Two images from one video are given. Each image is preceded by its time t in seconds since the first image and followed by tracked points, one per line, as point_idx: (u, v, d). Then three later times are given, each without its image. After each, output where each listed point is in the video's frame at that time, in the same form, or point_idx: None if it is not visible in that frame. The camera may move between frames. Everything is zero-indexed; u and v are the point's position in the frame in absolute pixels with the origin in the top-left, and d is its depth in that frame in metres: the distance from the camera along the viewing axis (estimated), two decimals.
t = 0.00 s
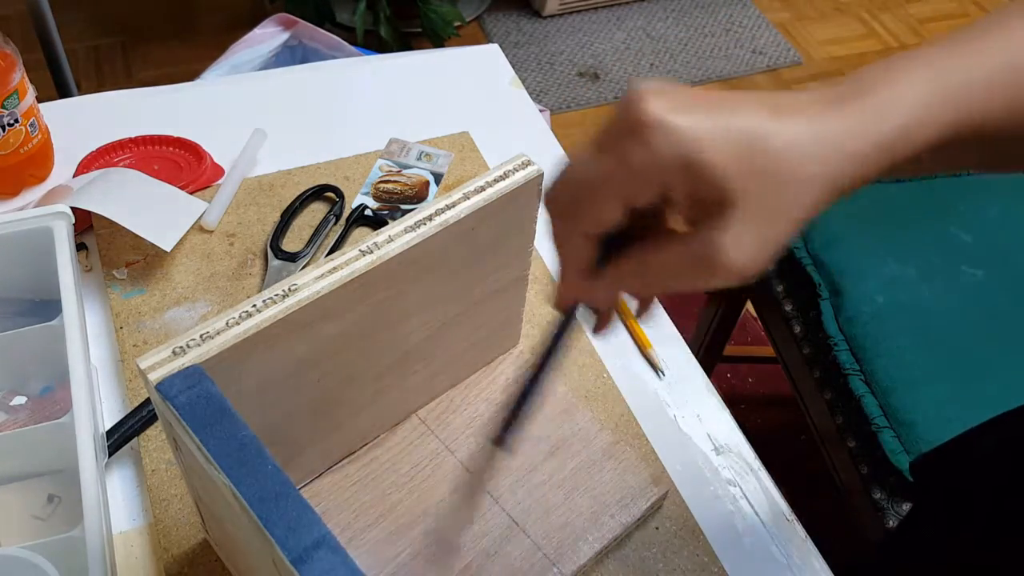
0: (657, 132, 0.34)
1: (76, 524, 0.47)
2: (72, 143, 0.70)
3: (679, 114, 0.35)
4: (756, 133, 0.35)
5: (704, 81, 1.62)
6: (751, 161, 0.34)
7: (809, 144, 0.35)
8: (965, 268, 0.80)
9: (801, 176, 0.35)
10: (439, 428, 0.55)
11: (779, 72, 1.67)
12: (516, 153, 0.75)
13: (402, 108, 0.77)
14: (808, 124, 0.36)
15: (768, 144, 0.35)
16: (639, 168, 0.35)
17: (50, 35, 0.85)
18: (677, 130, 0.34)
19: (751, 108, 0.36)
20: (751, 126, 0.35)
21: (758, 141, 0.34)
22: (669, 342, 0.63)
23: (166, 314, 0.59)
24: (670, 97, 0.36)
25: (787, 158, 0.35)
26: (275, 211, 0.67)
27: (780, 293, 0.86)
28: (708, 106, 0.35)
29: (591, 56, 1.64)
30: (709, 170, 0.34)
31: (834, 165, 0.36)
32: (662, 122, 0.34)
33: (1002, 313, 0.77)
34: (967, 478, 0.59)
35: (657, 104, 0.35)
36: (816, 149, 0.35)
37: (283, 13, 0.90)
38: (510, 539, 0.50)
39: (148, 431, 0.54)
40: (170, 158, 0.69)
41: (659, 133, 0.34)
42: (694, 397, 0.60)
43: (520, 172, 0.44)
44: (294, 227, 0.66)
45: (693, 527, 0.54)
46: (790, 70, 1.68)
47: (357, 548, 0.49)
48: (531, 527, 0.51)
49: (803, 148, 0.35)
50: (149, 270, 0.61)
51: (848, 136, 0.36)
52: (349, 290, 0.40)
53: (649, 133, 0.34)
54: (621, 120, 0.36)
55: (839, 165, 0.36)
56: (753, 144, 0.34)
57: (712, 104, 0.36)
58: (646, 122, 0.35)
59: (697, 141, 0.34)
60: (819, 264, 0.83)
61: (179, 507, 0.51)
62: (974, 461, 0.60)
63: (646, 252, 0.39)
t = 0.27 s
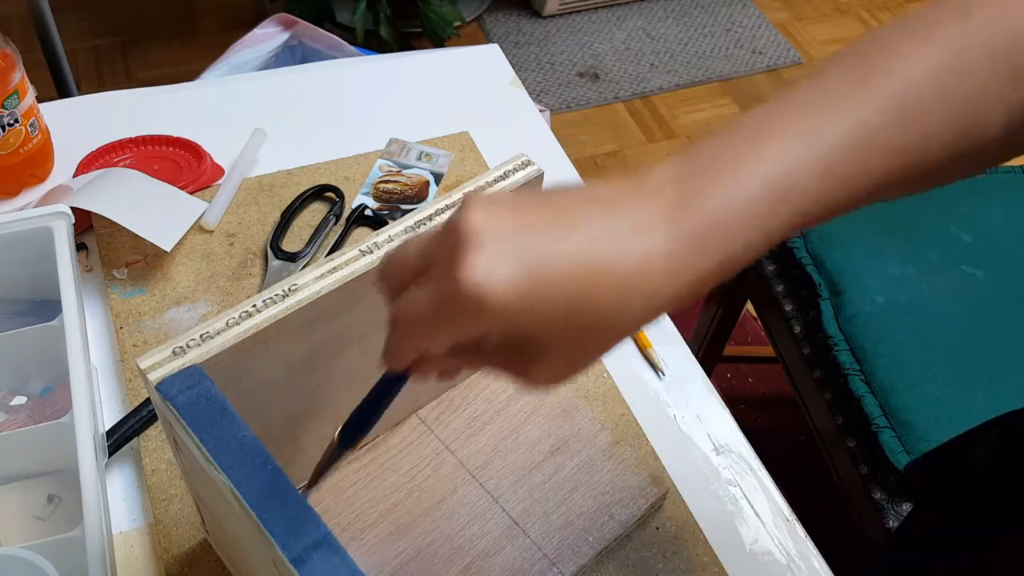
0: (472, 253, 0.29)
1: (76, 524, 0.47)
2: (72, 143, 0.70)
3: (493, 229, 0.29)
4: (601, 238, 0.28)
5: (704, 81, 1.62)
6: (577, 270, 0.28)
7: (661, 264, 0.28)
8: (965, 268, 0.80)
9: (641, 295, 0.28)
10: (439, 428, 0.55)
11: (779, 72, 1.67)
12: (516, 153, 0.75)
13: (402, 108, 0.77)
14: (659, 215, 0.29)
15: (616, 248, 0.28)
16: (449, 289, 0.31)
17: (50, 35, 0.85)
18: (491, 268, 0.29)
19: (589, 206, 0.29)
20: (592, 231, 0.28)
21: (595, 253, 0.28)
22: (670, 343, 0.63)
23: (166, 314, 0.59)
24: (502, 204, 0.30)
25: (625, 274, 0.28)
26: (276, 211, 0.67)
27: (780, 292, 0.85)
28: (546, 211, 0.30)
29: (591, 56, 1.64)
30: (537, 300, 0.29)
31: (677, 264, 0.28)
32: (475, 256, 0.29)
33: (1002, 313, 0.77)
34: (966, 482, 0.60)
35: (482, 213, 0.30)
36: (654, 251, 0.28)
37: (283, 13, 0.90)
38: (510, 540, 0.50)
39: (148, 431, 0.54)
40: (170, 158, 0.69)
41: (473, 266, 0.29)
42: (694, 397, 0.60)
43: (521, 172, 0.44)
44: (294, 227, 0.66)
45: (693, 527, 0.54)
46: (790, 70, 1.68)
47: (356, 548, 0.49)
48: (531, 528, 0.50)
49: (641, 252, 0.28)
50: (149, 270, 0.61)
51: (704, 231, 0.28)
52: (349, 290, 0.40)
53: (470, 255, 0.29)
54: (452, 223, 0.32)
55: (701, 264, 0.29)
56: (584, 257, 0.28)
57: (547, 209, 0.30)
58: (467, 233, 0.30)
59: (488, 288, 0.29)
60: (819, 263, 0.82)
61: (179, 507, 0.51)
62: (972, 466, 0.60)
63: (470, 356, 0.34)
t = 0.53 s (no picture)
0: (413, 372, 0.26)
1: (76, 524, 0.47)
2: (72, 143, 0.70)
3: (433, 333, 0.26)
4: (550, 340, 0.25)
5: (704, 81, 1.62)
6: (528, 382, 0.25)
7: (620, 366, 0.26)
8: (964, 268, 0.80)
9: (604, 398, 0.26)
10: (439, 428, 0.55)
11: (779, 72, 1.67)
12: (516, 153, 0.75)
13: (402, 108, 0.77)
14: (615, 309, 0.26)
15: (568, 351, 0.26)
16: (387, 405, 0.27)
17: (50, 34, 0.85)
18: (428, 389, 0.26)
19: (537, 300, 0.26)
20: (541, 326, 0.26)
21: (550, 358, 0.25)
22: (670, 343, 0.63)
23: (166, 314, 0.59)
24: (445, 297, 0.27)
25: (578, 376, 0.25)
26: (276, 212, 0.67)
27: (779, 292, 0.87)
28: (487, 306, 0.26)
29: (591, 56, 1.64)
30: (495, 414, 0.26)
31: (624, 368, 0.26)
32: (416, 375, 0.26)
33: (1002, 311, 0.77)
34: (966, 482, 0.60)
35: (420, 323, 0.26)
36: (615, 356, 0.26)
37: (283, 13, 0.90)
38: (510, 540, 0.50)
39: (148, 431, 0.54)
40: (170, 158, 0.69)
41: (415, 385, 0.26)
42: (694, 398, 0.60)
43: (521, 172, 0.44)
44: (294, 227, 0.66)
45: (694, 527, 0.53)
46: (790, 70, 1.68)
47: (356, 548, 0.49)
48: (531, 528, 0.50)
49: (603, 352, 0.26)
50: (149, 270, 0.61)
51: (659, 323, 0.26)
52: (349, 290, 0.40)
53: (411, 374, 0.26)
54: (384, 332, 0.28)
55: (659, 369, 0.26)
56: (537, 361, 0.25)
57: (487, 308, 0.26)
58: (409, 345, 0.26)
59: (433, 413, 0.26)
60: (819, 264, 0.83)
61: (179, 507, 0.51)
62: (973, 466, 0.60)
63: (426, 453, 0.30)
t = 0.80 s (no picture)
0: (406, 431, 0.25)
1: (76, 524, 0.47)
2: (72, 143, 0.70)
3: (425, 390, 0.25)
4: (541, 388, 0.26)
5: (704, 81, 1.62)
6: (525, 432, 0.26)
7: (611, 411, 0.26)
8: (964, 268, 0.80)
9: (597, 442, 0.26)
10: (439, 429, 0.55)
11: (779, 72, 1.67)
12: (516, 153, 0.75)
13: (402, 108, 0.77)
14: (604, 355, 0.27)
15: (560, 399, 0.26)
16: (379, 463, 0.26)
17: (50, 34, 0.85)
18: (422, 446, 0.25)
19: (524, 350, 0.26)
20: (528, 377, 0.26)
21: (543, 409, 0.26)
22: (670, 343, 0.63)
23: (166, 314, 0.59)
24: (433, 350, 0.27)
25: (573, 423, 0.26)
26: (275, 211, 0.67)
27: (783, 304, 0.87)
28: (476, 358, 0.26)
29: (591, 56, 1.64)
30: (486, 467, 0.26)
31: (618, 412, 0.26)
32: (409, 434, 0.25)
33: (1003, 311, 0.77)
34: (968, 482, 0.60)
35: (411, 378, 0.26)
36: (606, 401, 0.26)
37: (283, 13, 0.90)
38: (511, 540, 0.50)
39: (148, 431, 0.54)
40: (170, 158, 0.69)
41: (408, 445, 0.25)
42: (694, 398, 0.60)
43: (521, 172, 0.44)
44: (294, 227, 0.66)
45: (693, 527, 0.53)
46: (790, 70, 1.68)
47: (357, 548, 0.49)
48: (531, 528, 0.51)
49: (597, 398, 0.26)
50: (149, 270, 0.61)
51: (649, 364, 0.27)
52: (349, 290, 0.40)
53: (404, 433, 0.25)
54: (372, 385, 0.27)
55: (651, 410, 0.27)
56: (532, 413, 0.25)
57: (476, 360, 0.26)
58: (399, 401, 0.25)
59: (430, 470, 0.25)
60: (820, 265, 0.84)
61: (179, 507, 0.51)
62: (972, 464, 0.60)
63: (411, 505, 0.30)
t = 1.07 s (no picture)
0: (529, 526, 0.25)
1: (76, 524, 0.47)
2: (72, 143, 0.70)
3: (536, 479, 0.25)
4: (663, 461, 0.27)
5: (704, 81, 1.62)
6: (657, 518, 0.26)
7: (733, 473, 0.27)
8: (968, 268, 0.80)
9: (727, 513, 0.27)
10: (439, 429, 0.55)
11: (779, 72, 1.67)
12: (515, 153, 0.75)
13: (402, 108, 0.77)
14: (719, 419, 0.28)
15: (684, 466, 0.27)
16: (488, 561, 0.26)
17: (50, 34, 0.85)
18: (547, 547, 0.25)
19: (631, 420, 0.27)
20: (645, 453, 0.27)
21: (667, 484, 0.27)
22: (669, 343, 0.63)
23: (166, 314, 0.59)
24: (539, 434, 0.27)
25: (696, 490, 0.27)
26: (275, 211, 0.67)
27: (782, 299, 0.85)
28: (587, 438, 0.27)
29: (591, 56, 1.64)
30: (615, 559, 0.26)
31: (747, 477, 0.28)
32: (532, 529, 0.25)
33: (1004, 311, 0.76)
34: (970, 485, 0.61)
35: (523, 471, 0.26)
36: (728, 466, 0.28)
37: (283, 13, 0.90)
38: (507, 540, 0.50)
39: (148, 431, 0.54)
40: (171, 158, 0.69)
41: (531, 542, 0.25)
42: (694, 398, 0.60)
43: (521, 172, 0.44)
44: (294, 227, 0.66)
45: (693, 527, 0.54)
46: (790, 70, 1.68)
47: (357, 548, 0.49)
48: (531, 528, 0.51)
49: (719, 463, 0.27)
50: (149, 270, 0.61)
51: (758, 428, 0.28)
52: (349, 290, 0.40)
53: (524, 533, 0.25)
54: (478, 481, 0.27)
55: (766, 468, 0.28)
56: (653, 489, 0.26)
57: (588, 438, 0.27)
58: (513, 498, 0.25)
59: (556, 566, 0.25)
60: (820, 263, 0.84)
61: (179, 507, 0.51)
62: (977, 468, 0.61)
63: None
